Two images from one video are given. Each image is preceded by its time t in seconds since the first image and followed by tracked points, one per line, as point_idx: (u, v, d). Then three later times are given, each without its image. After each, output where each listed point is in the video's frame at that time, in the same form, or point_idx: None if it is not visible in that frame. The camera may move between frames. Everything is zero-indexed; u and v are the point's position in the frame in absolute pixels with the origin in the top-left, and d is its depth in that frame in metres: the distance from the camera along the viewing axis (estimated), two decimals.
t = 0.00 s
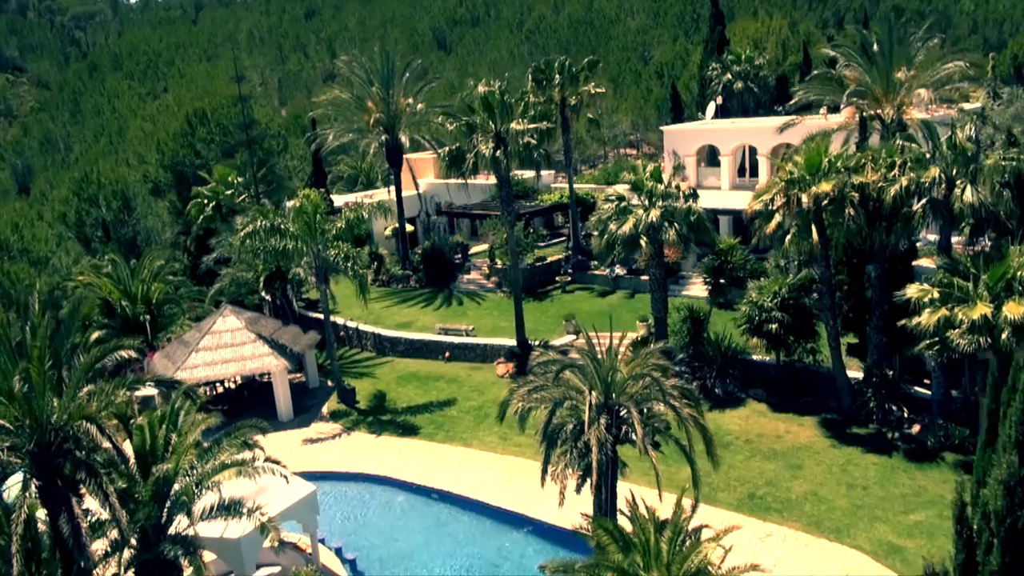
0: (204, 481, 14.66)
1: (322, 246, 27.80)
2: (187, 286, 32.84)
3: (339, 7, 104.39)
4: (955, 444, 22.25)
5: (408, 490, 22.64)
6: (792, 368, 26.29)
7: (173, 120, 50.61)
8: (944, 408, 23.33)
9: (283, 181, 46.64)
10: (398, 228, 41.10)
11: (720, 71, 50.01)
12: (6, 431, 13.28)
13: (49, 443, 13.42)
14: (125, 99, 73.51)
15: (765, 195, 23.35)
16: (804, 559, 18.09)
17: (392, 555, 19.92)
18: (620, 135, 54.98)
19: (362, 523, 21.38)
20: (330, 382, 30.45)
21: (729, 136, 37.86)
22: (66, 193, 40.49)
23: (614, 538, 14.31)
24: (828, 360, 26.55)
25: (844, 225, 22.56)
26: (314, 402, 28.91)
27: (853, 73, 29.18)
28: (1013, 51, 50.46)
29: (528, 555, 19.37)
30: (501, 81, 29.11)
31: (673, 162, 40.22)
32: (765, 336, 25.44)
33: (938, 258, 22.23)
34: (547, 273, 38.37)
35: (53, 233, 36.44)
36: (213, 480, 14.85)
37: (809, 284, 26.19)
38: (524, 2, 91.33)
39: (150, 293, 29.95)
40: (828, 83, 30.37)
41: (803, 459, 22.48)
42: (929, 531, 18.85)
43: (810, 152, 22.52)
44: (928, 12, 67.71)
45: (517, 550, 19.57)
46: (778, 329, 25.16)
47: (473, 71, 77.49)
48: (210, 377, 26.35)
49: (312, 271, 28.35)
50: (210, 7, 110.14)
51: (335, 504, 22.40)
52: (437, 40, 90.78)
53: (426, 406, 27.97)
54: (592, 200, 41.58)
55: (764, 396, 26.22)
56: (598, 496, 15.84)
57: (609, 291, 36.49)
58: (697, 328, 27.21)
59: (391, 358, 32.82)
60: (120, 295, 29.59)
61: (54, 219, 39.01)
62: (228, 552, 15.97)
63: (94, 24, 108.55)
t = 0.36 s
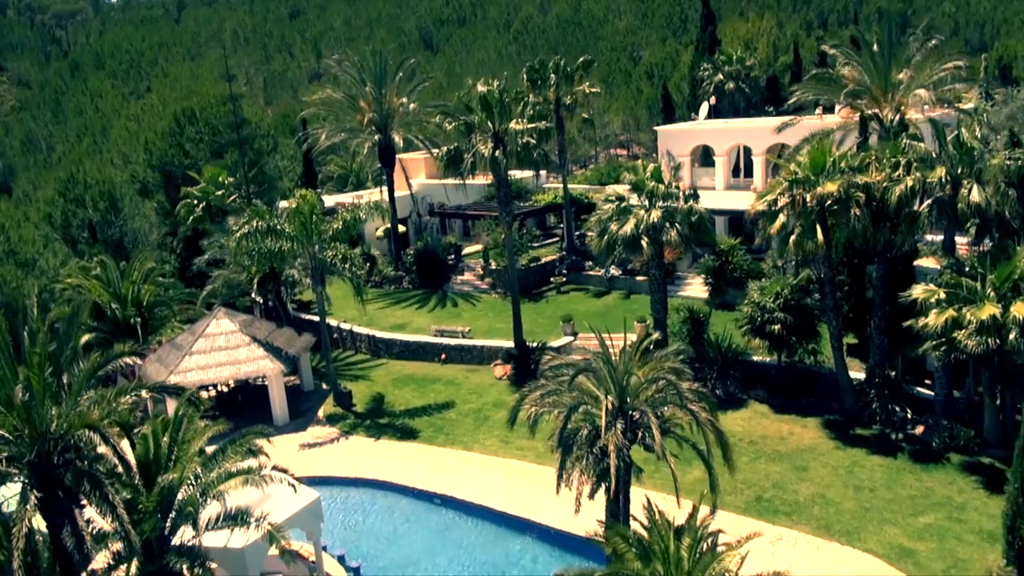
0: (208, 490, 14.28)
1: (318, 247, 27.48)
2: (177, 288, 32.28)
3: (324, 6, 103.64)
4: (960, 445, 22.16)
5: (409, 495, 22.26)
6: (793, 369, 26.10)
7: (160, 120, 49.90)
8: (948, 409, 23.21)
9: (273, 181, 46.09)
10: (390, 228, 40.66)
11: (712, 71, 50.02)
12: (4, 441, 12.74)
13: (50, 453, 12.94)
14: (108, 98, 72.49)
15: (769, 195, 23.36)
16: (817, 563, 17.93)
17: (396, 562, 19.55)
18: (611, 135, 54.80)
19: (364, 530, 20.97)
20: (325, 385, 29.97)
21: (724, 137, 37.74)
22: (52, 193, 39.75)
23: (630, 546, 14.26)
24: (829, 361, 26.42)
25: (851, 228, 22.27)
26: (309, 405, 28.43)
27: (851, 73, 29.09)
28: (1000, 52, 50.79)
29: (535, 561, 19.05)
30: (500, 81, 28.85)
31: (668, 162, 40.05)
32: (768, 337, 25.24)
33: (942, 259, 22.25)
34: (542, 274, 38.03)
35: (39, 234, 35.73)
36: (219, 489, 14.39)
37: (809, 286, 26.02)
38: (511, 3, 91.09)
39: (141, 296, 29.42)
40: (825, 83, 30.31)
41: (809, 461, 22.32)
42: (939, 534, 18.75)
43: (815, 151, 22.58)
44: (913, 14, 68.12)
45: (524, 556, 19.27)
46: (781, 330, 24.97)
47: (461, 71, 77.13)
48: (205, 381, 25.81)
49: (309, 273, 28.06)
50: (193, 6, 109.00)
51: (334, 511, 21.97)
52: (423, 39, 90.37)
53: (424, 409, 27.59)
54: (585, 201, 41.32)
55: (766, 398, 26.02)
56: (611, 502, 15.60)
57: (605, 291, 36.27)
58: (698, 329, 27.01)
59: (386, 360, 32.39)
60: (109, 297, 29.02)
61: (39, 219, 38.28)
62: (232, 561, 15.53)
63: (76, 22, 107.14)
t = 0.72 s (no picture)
0: (213, 500, 13.85)
1: (313, 249, 27.06)
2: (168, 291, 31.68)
3: (308, 6, 102.91)
4: (966, 447, 22.05)
5: (410, 502, 21.83)
6: (795, 371, 25.89)
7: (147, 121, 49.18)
8: (951, 410, 23.09)
9: (262, 183, 45.47)
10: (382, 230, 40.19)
11: (703, 72, 49.97)
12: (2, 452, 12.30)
13: (48, 463, 12.52)
14: (91, 99, 71.49)
15: (772, 195, 23.34)
16: (829, 569, 17.66)
17: (399, 570, 19.12)
18: (602, 136, 54.57)
19: (364, 537, 20.52)
20: (319, 389, 29.46)
21: (719, 137, 37.61)
22: (36, 195, 38.99)
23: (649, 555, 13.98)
24: (831, 362, 26.23)
25: (857, 229, 22.16)
26: (304, 409, 27.91)
27: (850, 73, 28.99)
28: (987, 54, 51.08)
29: (542, 567, 18.69)
30: (497, 80, 28.54)
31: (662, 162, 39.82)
32: (769, 338, 25.04)
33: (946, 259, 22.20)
34: (536, 276, 37.60)
35: (24, 237, 35.01)
36: (223, 499, 13.97)
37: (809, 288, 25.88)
38: (497, 4, 90.86)
39: (130, 299, 28.84)
40: (823, 83, 30.31)
41: (814, 464, 22.09)
42: (950, 537, 18.56)
43: (818, 151, 22.53)
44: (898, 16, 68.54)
45: (530, 563, 18.89)
46: (783, 332, 24.77)
47: (448, 72, 76.74)
48: (198, 385, 25.27)
49: (303, 275, 27.63)
50: (176, 6, 107.94)
51: (333, 518, 21.51)
52: (409, 40, 89.94)
53: (422, 413, 27.12)
54: (579, 202, 41.03)
55: (767, 399, 25.72)
56: (624, 508, 15.30)
57: (600, 293, 35.99)
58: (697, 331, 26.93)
59: (380, 364, 31.90)
60: (98, 302, 28.41)
61: (24, 222, 37.51)
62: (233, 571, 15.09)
63: (55, 23, 105.81)
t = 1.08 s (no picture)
0: (216, 513, 13.42)
1: (308, 251, 26.58)
2: (156, 295, 31.02)
3: (292, 6, 101.98)
4: (972, 449, 21.91)
5: (410, 510, 21.41)
6: (796, 374, 25.60)
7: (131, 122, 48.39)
8: (955, 411, 22.95)
9: (252, 185, 44.89)
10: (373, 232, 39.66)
11: (695, 73, 49.83)
12: None
13: (46, 477, 12.12)
14: (71, 100, 70.35)
15: (775, 196, 23.13)
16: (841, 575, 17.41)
17: None
18: (592, 137, 54.30)
19: (365, 547, 20.07)
20: (312, 394, 28.92)
21: (713, 138, 37.44)
22: (19, 197, 38.16)
23: (664, 563, 13.66)
24: (832, 364, 26.02)
25: (861, 229, 21.98)
26: (299, 415, 27.41)
27: (849, 73, 28.82)
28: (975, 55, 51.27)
29: None
30: (493, 80, 28.17)
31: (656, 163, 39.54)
32: (772, 341, 24.86)
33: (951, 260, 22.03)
34: (529, 278, 37.12)
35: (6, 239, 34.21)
36: (227, 511, 13.54)
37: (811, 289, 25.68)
38: (483, 4, 90.48)
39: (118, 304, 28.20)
40: (820, 83, 30.23)
41: (819, 468, 21.85)
42: (961, 541, 18.37)
43: (821, 150, 22.32)
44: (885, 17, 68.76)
45: (536, 572, 18.51)
46: (786, 334, 24.59)
47: (435, 73, 76.25)
48: (191, 392, 24.71)
49: (297, 278, 27.11)
50: (156, 6, 106.60)
51: (332, 527, 21.04)
52: (395, 40, 89.35)
53: (418, 418, 26.64)
54: (573, 204, 40.66)
55: (769, 402, 25.53)
56: (635, 516, 14.97)
57: (594, 295, 35.68)
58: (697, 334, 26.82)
59: (374, 368, 31.40)
60: (85, 306, 27.73)
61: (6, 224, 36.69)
62: None
63: (34, 22, 104.29)
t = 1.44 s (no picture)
0: (217, 526, 12.97)
1: (301, 255, 26.12)
2: (144, 299, 30.35)
3: (277, 7, 101.07)
4: (976, 453, 21.75)
5: (409, 518, 20.93)
6: (797, 377, 25.21)
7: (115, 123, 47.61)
8: (958, 415, 22.79)
9: (239, 187, 44.23)
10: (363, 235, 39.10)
11: (686, 75, 49.60)
12: None
13: (39, 490, 11.94)
14: (53, 100, 69.27)
15: (777, 198, 22.87)
16: None
17: None
18: (583, 139, 53.93)
19: (363, 556, 19.60)
20: (305, 400, 28.39)
21: (707, 139, 37.17)
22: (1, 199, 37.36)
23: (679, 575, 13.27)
24: (832, 367, 25.76)
25: (865, 231, 21.74)
26: (291, 421, 26.86)
27: (846, 74, 28.60)
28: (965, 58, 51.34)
29: None
30: (489, 80, 27.75)
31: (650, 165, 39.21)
32: (773, 344, 24.60)
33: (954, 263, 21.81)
34: (522, 281, 36.68)
35: None
36: (229, 524, 13.09)
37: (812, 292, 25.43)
38: (469, 6, 90.05)
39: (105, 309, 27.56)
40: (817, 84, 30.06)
41: (823, 473, 21.55)
42: (970, 547, 18.10)
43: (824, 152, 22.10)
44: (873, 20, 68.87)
45: None
46: (787, 337, 24.34)
47: (423, 74, 75.69)
48: (181, 398, 24.12)
49: (289, 282, 26.63)
50: (138, 6, 105.34)
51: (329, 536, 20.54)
52: (381, 42, 88.72)
53: (413, 424, 26.10)
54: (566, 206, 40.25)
55: (769, 406, 25.35)
56: (646, 524, 14.59)
57: (589, 298, 35.30)
58: (695, 337, 26.72)
59: (367, 373, 30.84)
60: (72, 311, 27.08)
61: None
62: None
63: (14, 23, 102.87)
